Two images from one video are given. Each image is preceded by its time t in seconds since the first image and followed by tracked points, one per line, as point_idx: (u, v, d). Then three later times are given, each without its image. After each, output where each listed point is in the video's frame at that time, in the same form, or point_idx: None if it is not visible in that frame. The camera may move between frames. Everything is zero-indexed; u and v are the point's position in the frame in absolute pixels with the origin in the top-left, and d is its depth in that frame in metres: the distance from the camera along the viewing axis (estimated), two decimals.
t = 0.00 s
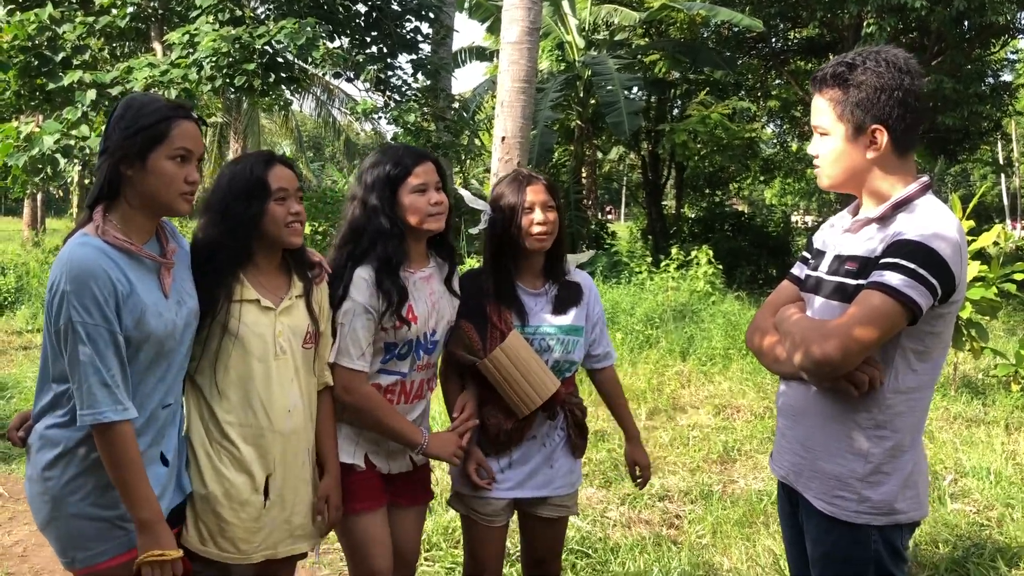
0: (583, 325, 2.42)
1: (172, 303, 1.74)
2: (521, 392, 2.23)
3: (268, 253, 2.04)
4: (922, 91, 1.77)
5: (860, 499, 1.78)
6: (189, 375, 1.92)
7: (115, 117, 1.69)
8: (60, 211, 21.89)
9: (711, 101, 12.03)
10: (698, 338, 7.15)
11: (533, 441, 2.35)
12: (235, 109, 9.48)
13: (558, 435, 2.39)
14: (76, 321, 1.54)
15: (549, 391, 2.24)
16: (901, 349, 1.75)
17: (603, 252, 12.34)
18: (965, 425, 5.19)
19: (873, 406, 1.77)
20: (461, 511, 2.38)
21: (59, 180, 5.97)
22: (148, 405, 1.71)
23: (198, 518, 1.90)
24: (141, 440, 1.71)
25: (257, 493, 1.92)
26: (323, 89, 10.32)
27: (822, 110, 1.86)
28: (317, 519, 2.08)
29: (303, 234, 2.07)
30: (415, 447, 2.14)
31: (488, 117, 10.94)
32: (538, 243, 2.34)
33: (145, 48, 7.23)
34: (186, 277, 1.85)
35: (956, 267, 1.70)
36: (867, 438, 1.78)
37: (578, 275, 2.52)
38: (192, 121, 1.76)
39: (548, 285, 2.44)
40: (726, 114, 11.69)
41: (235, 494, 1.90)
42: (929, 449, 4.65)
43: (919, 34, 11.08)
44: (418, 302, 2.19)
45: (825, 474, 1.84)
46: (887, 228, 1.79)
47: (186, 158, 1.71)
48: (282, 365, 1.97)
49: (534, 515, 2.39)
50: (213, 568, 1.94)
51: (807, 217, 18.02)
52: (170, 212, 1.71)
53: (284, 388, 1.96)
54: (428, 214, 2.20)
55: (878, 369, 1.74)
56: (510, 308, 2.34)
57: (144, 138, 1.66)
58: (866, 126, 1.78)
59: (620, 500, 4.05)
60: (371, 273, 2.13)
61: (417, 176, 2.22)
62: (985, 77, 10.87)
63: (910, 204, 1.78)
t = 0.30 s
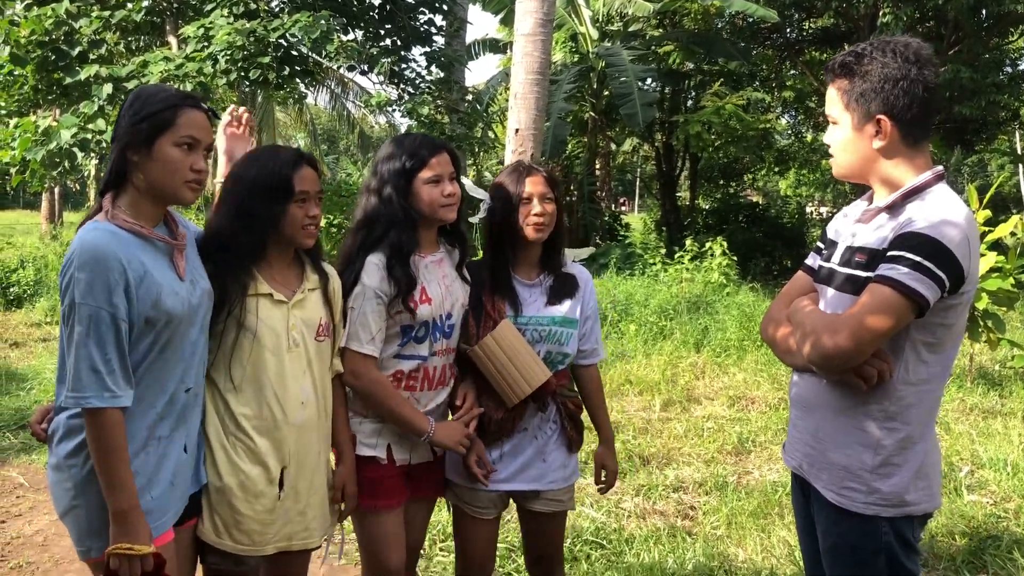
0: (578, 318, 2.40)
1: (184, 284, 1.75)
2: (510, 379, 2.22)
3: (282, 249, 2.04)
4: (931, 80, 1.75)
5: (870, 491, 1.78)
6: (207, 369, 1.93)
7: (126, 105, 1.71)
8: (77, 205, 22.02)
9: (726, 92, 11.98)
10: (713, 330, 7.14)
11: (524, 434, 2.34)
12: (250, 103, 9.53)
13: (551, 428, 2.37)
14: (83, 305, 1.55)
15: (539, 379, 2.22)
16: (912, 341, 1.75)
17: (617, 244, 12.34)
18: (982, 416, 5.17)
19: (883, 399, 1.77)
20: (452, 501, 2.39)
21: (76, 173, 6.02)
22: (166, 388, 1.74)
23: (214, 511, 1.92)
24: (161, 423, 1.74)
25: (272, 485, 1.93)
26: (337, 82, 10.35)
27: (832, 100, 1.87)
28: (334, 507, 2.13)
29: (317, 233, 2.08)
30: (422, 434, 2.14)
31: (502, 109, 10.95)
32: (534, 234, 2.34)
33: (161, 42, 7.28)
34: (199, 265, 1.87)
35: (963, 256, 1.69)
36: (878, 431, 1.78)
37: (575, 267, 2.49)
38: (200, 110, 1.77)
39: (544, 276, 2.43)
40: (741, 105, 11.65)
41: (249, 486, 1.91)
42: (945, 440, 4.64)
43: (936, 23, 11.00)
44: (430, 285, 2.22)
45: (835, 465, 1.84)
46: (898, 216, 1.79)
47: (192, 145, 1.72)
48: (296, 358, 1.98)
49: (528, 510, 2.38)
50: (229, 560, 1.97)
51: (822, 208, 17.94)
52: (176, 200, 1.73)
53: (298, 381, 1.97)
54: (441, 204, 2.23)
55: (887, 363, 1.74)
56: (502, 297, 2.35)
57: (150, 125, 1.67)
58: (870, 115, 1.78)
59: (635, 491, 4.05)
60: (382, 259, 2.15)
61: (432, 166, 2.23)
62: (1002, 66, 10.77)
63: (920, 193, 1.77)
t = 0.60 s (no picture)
0: (562, 317, 2.36)
1: (200, 271, 1.77)
2: (485, 373, 2.21)
3: (287, 244, 2.04)
4: (957, 71, 1.75)
5: (880, 490, 1.77)
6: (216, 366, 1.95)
7: (140, 96, 1.70)
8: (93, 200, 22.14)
9: (742, 87, 11.93)
10: (728, 326, 7.12)
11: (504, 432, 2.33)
12: (265, 99, 9.56)
13: (530, 432, 2.33)
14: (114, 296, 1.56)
15: (514, 374, 2.20)
16: (925, 338, 1.74)
17: (632, 241, 12.32)
18: (999, 414, 5.13)
19: (895, 397, 1.76)
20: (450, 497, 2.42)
21: (93, 169, 6.06)
22: (189, 377, 1.76)
23: (224, 508, 1.93)
24: (185, 412, 1.76)
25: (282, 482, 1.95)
26: (351, 78, 10.36)
27: (856, 92, 1.86)
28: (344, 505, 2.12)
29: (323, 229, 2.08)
30: (430, 426, 2.15)
31: (517, 105, 10.93)
32: (512, 234, 2.34)
33: (177, 38, 7.31)
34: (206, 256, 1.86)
35: (976, 252, 1.67)
36: (890, 428, 1.77)
37: (564, 264, 2.45)
38: (212, 104, 1.78)
39: (528, 273, 2.40)
40: (757, 100, 11.59)
41: (259, 482, 1.93)
42: (962, 438, 4.60)
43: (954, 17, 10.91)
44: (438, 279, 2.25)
45: (846, 462, 1.84)
46: (914, 209, 1.78)
47: (207, 138, 1.74)
48: (303, 352, 2.00)
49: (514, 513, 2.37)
50: (240, 556, 1.98)
51: (839, 203, 17.84)
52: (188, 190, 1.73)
53: (306, 376, 1.99)
54: (444, 200, 2.23)
55: (898, 361, 1.73)
56: (484, 294, 2.37)
57: (172, 117, 1.68)
58: (895, 105, 1.76)
59: (649, 487, 4.05)
60: (395, 253, 2.15)
61: (438, 162, 2.23)
62: (1022, 61, 10.66)
63: (942, 183, 1.75)
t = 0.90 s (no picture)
0: (549, 317, 2.35)
1: (214, 271, 1.77)
2: (468, 372, 2.20)
3: (283, 243, 2.03)
4: (983, 69, 1.77)
5: (900, 493, 1.76)
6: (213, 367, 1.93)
7: (157, 98, 1.69)
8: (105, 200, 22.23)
9: (754, 87, 11.89)
10: (739, 326, 7.10)
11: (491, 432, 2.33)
12: (277, 99, 9.59)
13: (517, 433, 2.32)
14: (131, 303, 1.57)
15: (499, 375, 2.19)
16: (945, 338, 1.73)
17: (643, 241, 12.32)
18: (1013, 415, 5.10)
19: (914, 398, 1.75)
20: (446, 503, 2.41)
21: (106, 169, 6.09)
22: (211, 379, 1.76)
23: (227, 512, 1.92)
24: (207, 415, 1.77)
25: (283, 483, 1.94)
26: (363, 78, 10.38)
27: (880, 85, 1.84)
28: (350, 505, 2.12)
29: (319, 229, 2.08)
30: (423, 431, 2.15)
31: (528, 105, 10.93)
32: (488, 235, 2.35)
33: (189, 38, 7.34)
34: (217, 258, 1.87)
35: (993, 250, 1.66)
36: (910, 430, 1.76)
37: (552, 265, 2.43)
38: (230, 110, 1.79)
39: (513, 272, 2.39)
40: (768, 100, 11.56)
41: (261, 484, 1.92)
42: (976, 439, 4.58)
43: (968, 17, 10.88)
44: (426, 280, 2.26)
45: (865, 464, 1.83)
46: (929, 208, 1.77)
47: (227, 145, 1.75)
48: (302, 353, 1.99)
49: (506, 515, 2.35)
50: (241, 558, 1.95)
51: (851, 204, 17.76)
52: (201, 196, 1.74)
53: (306, 376, 1.99)
54: (427, 199, 2.24)
55: (917, 362, 1.73)
56: (468, 293, 2.38)
57: (195, 121, 1.68)
58: (925, 100, 1.75)
59: (660, 488, 4.04)
60: (382, 252, 2.14)
61: (423, 160, 2.23)
62: None
63: (965, 179, 1.75)
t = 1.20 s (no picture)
0: (550, 315, 2.34)
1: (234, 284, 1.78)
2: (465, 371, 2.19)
3: (275, 245, 2.02)
4: (996, 67, 1.75)
5: (925, 499, 1.76)
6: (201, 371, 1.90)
7: (180, 104, 1.64)
8: (114, 202, 22.34)
9: (762, 87, 11.87)
10: (747, 327, 7.09)
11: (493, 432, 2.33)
12: (285, 101, 9.62)
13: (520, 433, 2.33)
14: (169, 322, 1.56)
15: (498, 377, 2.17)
16: (967, 340, 1.73)
17: (650, 241, 12.32)
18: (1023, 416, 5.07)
19: (938, 404, 1.74)
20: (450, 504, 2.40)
21: (115, 170, 6.12)
22: (221, 391, 1.77)
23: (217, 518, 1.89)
24: (214, 425, 1.78)
25: (277, 488, 1.92)
26: (371, 79, 10.39)
27: (891, 85, 1.83)
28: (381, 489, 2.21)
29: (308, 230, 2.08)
30: (406, 453, 2.14)
31: (535, 106, 10.93)
32: (487, 232, 2.35)
33: (198, 39, 7.38)
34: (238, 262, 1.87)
35: (1016, 249, 1.65)
36: (935, 435, 1.75)
37: (552, 260, 2.41)
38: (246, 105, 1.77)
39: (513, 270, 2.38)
40: (776, 101, 11.54)
41: (256, 489, 1.89)
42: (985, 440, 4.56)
43: (977, 17, 10.85)
44: (422, 282, 2.26)
45: (888, 470, 1.82)
46: (947, 207, 1.76)
47: (251, 143, 1.75)
48: (294, 357, 1.96)
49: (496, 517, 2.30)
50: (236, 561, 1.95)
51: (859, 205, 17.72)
52: (232, 198, 1.74)
53: (301, 380, 1.97)
54: (423, 200, 2.24)
55: (941, 366, 1.72)
56: (469, 293, 2.37)
57: (226, 124, 1.67)
58: (936, 100, 1.75)
59: (668, 489, 4.04)
60: (375, 255, 2.18)
61: (418, 161, 2.24)
62: None
63: (980, 180, 1.74)
